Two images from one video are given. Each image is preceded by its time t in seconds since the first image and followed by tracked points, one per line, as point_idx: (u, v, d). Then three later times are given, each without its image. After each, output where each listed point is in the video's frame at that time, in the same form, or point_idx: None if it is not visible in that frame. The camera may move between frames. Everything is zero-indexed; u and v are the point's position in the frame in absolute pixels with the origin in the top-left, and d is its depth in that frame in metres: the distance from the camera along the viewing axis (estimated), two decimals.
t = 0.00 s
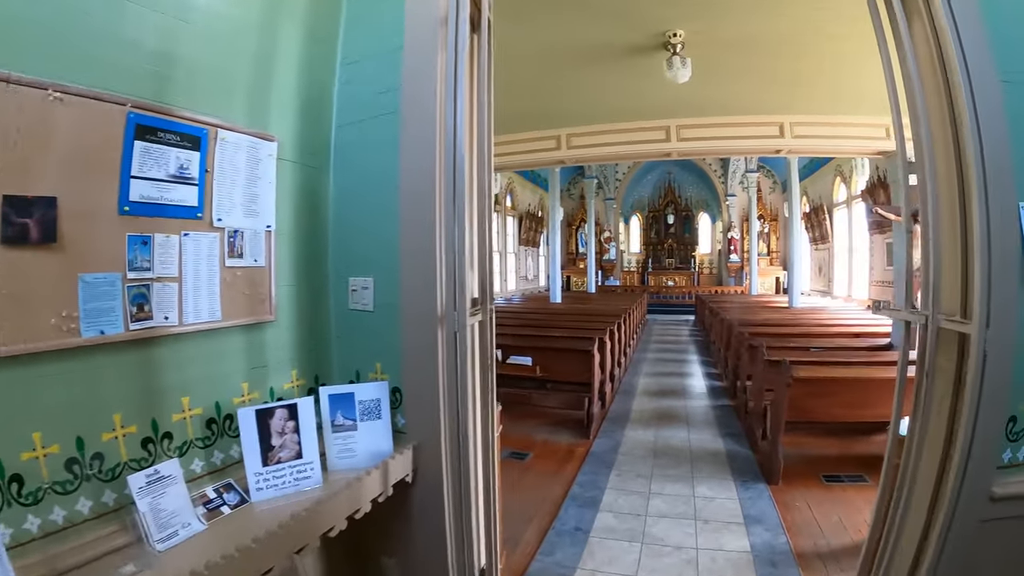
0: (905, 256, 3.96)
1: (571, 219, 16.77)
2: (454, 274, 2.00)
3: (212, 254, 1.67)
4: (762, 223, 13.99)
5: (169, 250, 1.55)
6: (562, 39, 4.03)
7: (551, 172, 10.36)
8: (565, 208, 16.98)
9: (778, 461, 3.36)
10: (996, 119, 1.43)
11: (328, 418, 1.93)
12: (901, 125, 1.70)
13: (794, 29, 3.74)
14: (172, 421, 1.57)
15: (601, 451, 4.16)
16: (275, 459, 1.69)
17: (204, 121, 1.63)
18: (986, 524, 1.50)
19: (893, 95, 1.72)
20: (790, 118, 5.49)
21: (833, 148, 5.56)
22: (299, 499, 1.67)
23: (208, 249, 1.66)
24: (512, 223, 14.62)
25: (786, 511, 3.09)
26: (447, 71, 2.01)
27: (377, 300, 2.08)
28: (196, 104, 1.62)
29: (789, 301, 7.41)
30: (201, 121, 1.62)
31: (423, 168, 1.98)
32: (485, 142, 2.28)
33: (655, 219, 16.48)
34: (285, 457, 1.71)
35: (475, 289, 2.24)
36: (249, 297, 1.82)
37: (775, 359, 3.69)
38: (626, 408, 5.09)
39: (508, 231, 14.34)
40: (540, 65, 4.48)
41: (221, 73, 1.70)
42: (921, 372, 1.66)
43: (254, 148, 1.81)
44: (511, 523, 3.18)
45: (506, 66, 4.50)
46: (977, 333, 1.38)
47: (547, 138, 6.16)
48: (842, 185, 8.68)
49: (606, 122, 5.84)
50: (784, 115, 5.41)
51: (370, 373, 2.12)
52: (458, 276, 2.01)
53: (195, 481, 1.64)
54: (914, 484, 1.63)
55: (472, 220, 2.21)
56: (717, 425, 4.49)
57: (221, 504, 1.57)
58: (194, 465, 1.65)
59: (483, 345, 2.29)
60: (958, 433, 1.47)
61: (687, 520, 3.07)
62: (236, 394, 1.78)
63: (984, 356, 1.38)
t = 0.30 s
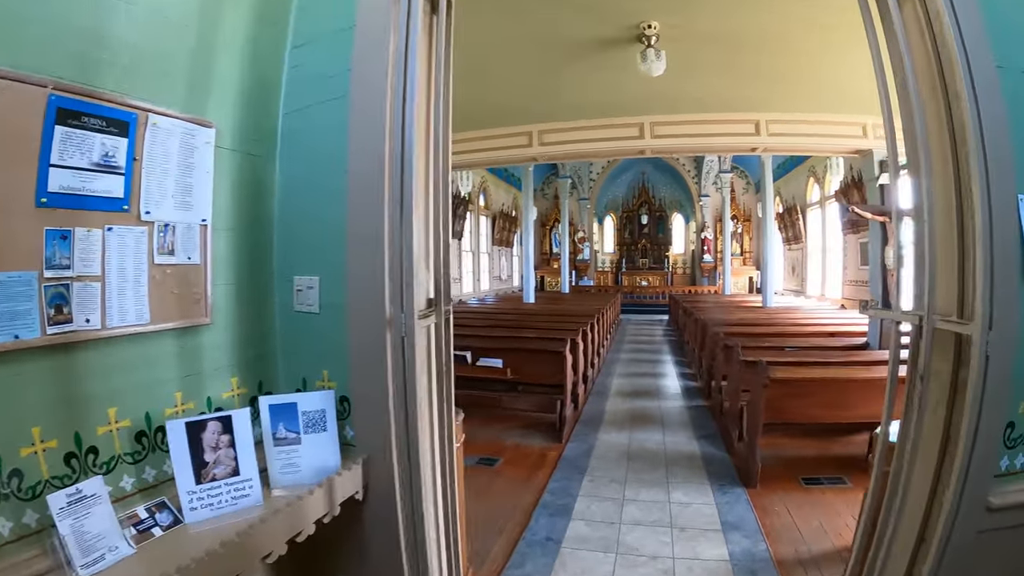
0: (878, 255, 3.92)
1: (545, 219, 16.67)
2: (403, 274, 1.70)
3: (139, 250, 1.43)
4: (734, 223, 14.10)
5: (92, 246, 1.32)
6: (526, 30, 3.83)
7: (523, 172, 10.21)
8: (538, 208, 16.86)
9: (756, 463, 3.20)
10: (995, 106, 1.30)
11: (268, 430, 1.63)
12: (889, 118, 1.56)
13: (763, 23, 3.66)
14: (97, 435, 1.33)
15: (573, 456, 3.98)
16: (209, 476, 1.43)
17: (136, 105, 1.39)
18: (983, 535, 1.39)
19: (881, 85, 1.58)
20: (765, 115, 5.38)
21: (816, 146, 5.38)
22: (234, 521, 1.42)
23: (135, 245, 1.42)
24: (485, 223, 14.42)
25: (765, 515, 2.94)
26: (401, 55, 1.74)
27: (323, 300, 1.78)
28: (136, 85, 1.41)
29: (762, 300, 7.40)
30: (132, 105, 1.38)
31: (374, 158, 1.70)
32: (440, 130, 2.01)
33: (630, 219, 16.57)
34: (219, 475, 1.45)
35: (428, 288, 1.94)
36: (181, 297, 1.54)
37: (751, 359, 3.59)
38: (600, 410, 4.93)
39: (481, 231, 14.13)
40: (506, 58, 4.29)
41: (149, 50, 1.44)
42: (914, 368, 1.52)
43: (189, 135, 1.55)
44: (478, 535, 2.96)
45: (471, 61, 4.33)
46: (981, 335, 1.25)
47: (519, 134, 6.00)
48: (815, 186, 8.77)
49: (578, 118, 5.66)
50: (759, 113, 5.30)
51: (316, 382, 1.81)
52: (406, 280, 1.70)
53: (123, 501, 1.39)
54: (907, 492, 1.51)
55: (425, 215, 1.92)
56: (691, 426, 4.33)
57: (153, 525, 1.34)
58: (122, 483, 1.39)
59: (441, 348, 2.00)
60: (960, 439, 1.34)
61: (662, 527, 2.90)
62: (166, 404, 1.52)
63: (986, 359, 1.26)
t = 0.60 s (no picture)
0: (867, 256, 3.80)
1: (530, 219, 16.52)
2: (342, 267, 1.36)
3: (63, 252, 1.18)
4: (719, 224, 14.09)
5: (12, 246, 1.10)
6: (492, 18, 3.33)
7: (506, 172, 10.03)
8: (523, 208, 16.70)
9: (743, 471, 3.02)
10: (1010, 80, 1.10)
11: (207, 449, 1.33)
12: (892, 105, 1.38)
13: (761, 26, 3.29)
14: (19, 452, 1.11)
15: (552, 463, 3.75)
16: (139, 498, 1.18)
17: (63, 92, 1.16)
18: (995, 564, 1.20)
19: (882, 70, 1.39)
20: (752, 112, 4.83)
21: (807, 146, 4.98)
22: (168, 549, 1.18)
23: (59, 246, 1.17)
24: (468, 223, 14.21)
25: (752, 527, 2.74)
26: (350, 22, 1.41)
27: (267, 305, 1.50)
28: (66, 71, 1.17)
29: (747, 300, 7.29)
30: (60, 92, 1.15)
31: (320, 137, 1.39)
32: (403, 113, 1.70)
33: (614, 220, 16.52)
34: (151, 498, 1.19)
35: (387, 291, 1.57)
36: (111, 305, 1.28)
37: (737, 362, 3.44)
38: (582, 415, 4.71)
39: (464, 230, 13.91)
40: (475, 55, 3.85)
41: (82, 27, 1.20)
42: (917, 373, 1.36)
43: (120, 124, 1.28)
44: (446, 552, 2.71)
45: (435, 57, 3.86)
46: (1003, 345, 1.07)
47: (497, 132, 5.48)
48: (801, 187, 8.76)
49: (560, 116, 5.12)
50: (748, 109, 4.76)
51: (261, 395, 1.53)
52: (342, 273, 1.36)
53: (50, 523, 1.17)
54: (910, 518, 1.33)
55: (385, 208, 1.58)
56: (676, 431, 4.12)
57: (82, 550, 1.12)
58: (50, 504, 1.17)
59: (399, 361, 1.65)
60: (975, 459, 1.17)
61: (644, 541, 2.68)
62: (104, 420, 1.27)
63: (1009, 373, 1.07)
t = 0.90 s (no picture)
0: (859, 257, 3.70)
1: (517, 218, 16.35)
2: (270, 272, 1.13)
3: None
4: (707, 224, 14.05)
5: None
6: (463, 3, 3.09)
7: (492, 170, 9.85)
8: (510, 207, 16.53)
9: (733, 481, 2.84)
10: None
11: (140, 468, 1.12)
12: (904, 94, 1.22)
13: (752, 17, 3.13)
14: None
15: (535, 472, 3.53)
16: (68, 522, 0.97)
17: None
18: None
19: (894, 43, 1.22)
20: (741, 107, 4.57)
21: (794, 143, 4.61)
22: None
23: None
24: (454, 222, 13.99)
25: (743, 540, 2.56)
26: None
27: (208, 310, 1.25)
28: None
29: (736, 301, 7.19)
30: None
31: (252, 116, 1.16)
32: (356, 92, 1.46)
33: (602, 220, 16.45)
34: (80, 524, 0.98)
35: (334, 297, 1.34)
36: (36, 313, 1.06)
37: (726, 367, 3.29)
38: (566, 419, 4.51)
39: (450, 230, 13.70)
40: (453, 48, 3.64)
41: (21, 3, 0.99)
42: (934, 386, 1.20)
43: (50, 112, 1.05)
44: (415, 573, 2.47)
45: (407, 46, 3.60)
46: None
47: (481, 127, 5.19)
48: (790, 186, 8.73)
49: (543, 110, 4.86)
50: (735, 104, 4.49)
51: (203, 409, 1.29)
52: (269, 280, 1.12)
53: None
54: (922, 552, 1.16)
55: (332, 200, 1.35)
56: (664, 436, 3.95)
57: None
58: None
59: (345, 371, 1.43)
60: (998, 483, 1.01)
61: (630, 557, 2.47)
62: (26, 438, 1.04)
63: None
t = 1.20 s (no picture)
0: (852, 257, 3.64)
1: (506, 218, 16.23)
2: (200, 272, 0.94)
3: None
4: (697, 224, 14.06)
5: None
6: None
7: (479, 168, 9.69)
8: (498, 207, 16.39)
9: (726, 488, 2.73)
10: None
11: (80, 486, 0.96)
12: (922, 73, 1.10)
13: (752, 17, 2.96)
14: None
15: (520, 479, 3.38)
16: (2, 544, 0.83)
17: None
18: None
19: (907, 18, 1.13)
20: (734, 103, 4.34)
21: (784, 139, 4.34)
22: None
23: None
24: (441, 221, 13.79)
25: (736, 550, 2.45)
26: None
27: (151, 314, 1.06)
28: None
29: (726, 301, 7.14)
30: None
31: (190, 87, 0.98)
32: (316, 59, 1.27)
33: (591, 220, 16.39)
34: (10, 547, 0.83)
35: (284, 293, 1.15)
36: None
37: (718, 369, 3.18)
38: (554, 423, 4.37)
39: (437, 229, 13.52)
40: (436, 42, 3.47)
41: None
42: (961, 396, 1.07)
43: None
44: None
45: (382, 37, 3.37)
46: None
47: (467, 122, 4.99)
48: (780, 186, 8.72)
49: (531, 106, 4.67)
50: (729, 99, 4.23)
51: (151, 422, 1.10)
52: (200, 274, 0.94)
53: None
54: None
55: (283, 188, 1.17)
56: (654, 440, 3.83)
57: None
58: None
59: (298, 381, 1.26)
60: None
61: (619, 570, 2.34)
62: None
63: None
